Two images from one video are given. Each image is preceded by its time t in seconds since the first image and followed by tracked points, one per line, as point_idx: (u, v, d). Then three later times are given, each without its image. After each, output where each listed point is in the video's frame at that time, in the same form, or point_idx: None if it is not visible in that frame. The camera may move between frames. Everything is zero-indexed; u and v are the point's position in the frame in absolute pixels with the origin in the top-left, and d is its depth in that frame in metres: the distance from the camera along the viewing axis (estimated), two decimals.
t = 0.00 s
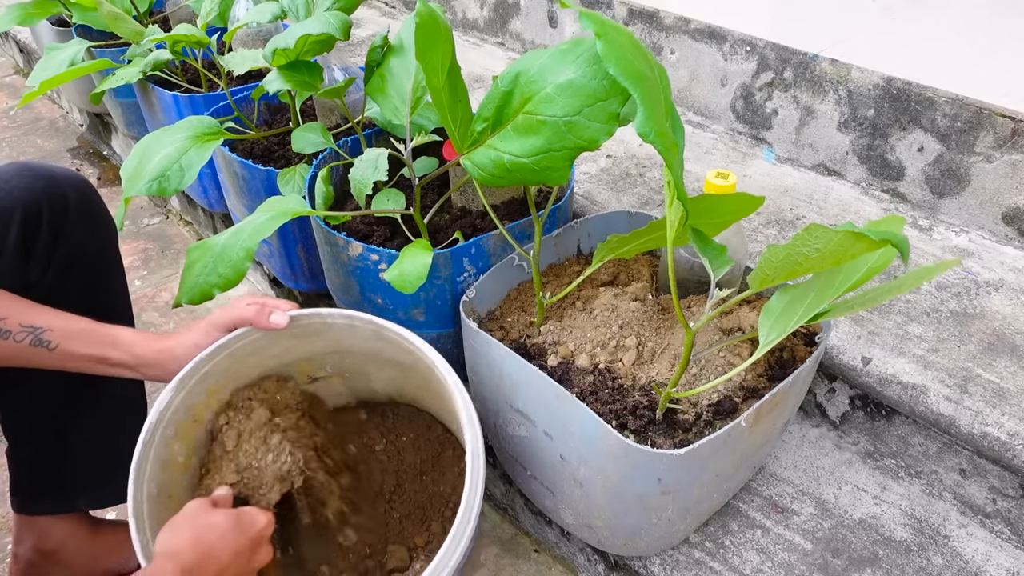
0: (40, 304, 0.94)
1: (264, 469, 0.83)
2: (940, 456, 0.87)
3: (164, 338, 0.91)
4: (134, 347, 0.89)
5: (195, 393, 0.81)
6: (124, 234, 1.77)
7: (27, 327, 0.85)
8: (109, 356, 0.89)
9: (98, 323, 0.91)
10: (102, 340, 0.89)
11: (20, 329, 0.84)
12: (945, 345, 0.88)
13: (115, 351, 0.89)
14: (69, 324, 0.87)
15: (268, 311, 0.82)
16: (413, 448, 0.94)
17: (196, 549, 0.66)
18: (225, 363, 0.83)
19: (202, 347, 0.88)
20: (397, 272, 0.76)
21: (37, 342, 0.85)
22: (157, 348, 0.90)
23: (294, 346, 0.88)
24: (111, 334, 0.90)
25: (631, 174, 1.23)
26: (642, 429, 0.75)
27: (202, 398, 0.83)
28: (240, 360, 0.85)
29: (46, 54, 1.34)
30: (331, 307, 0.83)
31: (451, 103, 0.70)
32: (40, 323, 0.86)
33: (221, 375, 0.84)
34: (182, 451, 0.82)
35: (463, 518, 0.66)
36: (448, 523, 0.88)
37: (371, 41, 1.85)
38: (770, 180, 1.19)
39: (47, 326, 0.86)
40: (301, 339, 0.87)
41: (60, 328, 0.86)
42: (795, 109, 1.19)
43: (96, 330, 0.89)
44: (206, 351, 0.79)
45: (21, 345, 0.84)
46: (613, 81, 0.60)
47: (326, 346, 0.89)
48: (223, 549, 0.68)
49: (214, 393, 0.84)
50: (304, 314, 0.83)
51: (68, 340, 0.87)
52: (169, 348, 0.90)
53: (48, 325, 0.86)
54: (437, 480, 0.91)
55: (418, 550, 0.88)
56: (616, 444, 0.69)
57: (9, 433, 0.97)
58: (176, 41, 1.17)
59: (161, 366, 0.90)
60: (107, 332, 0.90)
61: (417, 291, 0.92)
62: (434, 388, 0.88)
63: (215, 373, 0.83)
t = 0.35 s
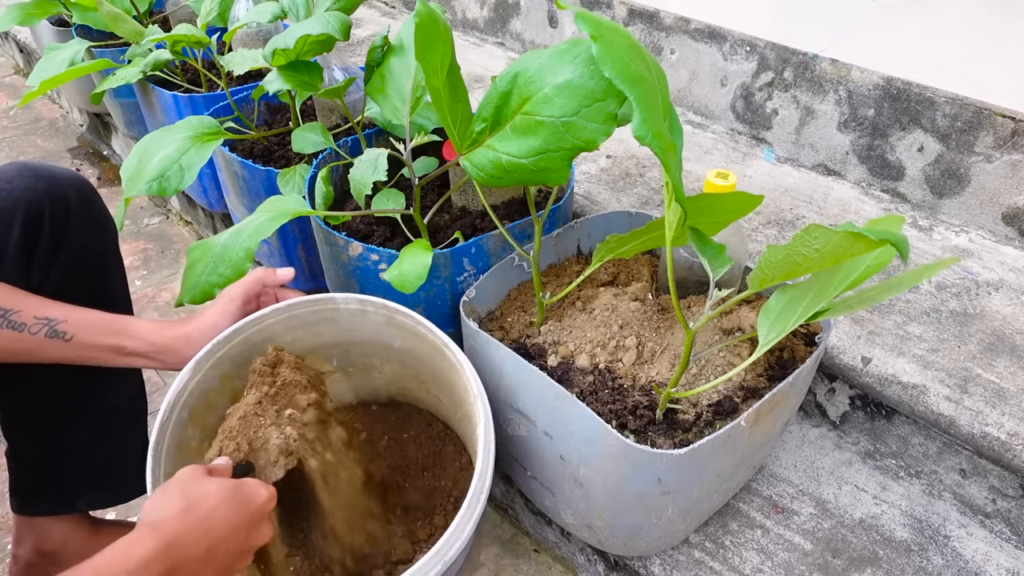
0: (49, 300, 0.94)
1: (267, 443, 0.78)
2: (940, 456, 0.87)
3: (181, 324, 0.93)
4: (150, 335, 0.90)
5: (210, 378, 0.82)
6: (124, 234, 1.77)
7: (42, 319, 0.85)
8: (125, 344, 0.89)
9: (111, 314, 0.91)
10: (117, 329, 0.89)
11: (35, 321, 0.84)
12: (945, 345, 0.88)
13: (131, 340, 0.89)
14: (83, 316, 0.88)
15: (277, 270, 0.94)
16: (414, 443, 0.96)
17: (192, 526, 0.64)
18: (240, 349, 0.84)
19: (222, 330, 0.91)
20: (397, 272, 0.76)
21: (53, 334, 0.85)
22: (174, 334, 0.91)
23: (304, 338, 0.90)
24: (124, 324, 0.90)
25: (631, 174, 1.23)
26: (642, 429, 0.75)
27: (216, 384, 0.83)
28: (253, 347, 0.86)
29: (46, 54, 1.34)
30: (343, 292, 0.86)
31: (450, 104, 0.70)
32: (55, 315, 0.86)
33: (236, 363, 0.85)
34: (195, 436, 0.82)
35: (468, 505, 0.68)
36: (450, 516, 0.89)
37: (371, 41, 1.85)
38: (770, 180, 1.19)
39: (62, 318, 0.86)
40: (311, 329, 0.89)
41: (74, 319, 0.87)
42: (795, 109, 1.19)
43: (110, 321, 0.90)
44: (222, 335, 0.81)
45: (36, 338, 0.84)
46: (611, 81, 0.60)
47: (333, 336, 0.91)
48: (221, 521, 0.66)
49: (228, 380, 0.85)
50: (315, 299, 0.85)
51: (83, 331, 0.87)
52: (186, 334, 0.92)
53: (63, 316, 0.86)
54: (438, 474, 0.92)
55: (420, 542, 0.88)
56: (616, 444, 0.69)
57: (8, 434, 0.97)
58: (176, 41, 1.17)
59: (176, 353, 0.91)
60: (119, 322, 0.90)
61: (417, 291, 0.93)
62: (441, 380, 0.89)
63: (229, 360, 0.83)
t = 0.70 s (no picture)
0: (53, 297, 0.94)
1: (338, 412, 0.72)
2: (940, 456, 0.87)
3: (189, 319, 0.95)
4: (158, 329, 0.91)
5: (218, 371, 0.82)
6: (124, 234, 1.77)
7: (51, 316, 0.84)
8: (134, 339, 0.90)
9: (116, 310, 0.91)
10: (125, 325, 0.90)
11: (45, 318, 0.84)
12: (945, 345, 0.88)
13: (141, 335, 0.90)
14: (92, 312, 0.88)
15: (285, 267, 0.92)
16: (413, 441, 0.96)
17: (220, 498, 0.57)
18: (249, 342, 0.85)
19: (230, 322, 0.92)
20: (397, 272, 0.76)
21: (63, 331, 0.85)
22: (182, 328, 0.93)
23: (311, 333, 0.90)
24: (131, 320, 0.91)
25: (631, 174, 1.22)
26: (642, 429, 0.75)
27: (223, 377, 0.83)
28: (262, 341, 0.86)
29: (46, 54, 1.34)
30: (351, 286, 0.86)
31: (450, 104, 0.70)
32: (64, 312, 0.86)
33: (243, 356, 0.85)
34: (204, 429, 0.82)
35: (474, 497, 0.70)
36: (451, 512, 0.90)
37: (371, 41, 1.85)
38: (770, 180, 1.19)
39: (70, 314, 0.86)
40: (318, 323, 0.89)
41: (83, 315, 0.87)
42: (795, 109, 1.19)
43: (116, 317, 0.90)
44: (233, 328, 0.81)
45: (47, 334, 0.84)
46: (612, 81, 0.60)
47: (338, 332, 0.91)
48: (256, 497, 0.59)
49: (235, 373, 0.85)
50: (325, 292, 0.85)
51: (91, 328, 0.87)
52: (194, 327, 0.93)
53: (72, 313, 0.86)
54: (438, 472, 0.93)
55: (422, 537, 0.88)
56: (616, 445, 0.69)
57: (10, 432, 0.98)
58: (176, 41, 1.17)
59: (187, 346, 0.93)
60: (129, 319, 0.91)
61: (417, 291, 0.93)
62: (445, 376, 0.90)
63: (238, 353, 0.84)
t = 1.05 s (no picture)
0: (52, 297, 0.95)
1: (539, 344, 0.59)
2: (940, 456, 0.87)
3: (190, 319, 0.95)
4: (160, 330, 0.92)
5: (219, 370, 0.82)
6: (124, 234, 1.77)
7: (52, 317, 0.84)
8: (135, 340, 0.91)
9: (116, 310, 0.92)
10: (126, 326, 0.90)
11: (46, 319, 0.84)
12: (945, 345, 0.88)
13: (141, 335, 0.91)
14: (93, 313, 0.88)
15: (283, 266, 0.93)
16: (413, 441, 0.96)
17: (436, 332, 0.55)
18: (249, 342, 0.84)
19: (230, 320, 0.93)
20: (397, 272, 0.76)
21: (64, 331, 0.85)
22: (183, 328, 0.94)
23: (312, 332, 0.90)
24: (132, 320, 0.91)
25: (631, 174, 1.23)
26: (642, 429, 0.75)
27: (224, 376, 0.83)
28: (262, 340, 0.86)
29: (46, 54, 1.34)
30: (353, 286, 0.86)
31: (450, 104, 0.70)
32: (65, 312, 0.86)
33: (243, 356, 0.85)
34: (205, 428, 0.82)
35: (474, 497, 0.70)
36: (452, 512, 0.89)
37: (371, 41, 1.85)
38: (770, 180, 1.19)
39: (71, 315, 0.86)
40: (319, 322, 0.89)
41: (83, 316, 0.87)
42: (795, 109, 1.19)
43: (117, 318, 0.90)
44: (233, 327, 0.81)
45: (48, 335, 0.84)
46: (612, 81, 0.60)
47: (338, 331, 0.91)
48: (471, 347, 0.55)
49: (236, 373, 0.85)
50: (325, 292, 0.85)
51: (92, 328, 0.88)
52: (195, 328, 0.94)
53: (72, 314, 0.86)
54: (438, 472, 0.93)
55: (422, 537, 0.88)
56: (616, 444, 0.69)
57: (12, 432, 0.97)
58: (176, 41, 1.17)
59: (186, 347, 0.94)
60: (130, 319, 0.91)
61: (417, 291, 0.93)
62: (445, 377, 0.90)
63: (238, 352, 0.84)
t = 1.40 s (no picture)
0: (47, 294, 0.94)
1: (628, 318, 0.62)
2: (940, 456, 0.88)
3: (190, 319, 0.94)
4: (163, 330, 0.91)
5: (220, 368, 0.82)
6: (124, 234, 1.77)
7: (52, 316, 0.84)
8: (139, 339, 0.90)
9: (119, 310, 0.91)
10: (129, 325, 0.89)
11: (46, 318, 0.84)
12: (945, 345, 0.88)
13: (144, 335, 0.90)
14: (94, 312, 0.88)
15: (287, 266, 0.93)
16: (415, 442, 0.96)
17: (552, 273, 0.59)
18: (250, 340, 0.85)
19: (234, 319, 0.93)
20: (397, 271, 0.76)
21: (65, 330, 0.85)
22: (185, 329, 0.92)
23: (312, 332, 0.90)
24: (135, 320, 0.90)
25: (631, 175, 1.22)
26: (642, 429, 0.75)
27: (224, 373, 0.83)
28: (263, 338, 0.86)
29: (46, 54, 1.34)
30: (355, 285, 0.86)
31: (449, 104, 0.70)
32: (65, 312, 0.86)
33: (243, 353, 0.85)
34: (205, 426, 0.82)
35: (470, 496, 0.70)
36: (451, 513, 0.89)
37: (371, 41, 1.85)
38: (770, 180, 1.19)
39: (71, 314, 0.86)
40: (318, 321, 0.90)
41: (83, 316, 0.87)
42: (795, 109, 1.19)
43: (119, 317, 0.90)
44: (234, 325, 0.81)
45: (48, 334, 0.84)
46: (611, 86, 0.60)
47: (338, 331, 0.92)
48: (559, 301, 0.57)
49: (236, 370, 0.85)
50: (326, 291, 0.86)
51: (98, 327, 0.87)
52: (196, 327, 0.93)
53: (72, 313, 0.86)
54: (440, 473, 0.93)
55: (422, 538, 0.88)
56: (616, 444, 0.69)
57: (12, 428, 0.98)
58: (176, 41, 1.17)
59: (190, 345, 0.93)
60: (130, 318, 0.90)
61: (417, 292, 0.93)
62: (447, 377, 0.90)
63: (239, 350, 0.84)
